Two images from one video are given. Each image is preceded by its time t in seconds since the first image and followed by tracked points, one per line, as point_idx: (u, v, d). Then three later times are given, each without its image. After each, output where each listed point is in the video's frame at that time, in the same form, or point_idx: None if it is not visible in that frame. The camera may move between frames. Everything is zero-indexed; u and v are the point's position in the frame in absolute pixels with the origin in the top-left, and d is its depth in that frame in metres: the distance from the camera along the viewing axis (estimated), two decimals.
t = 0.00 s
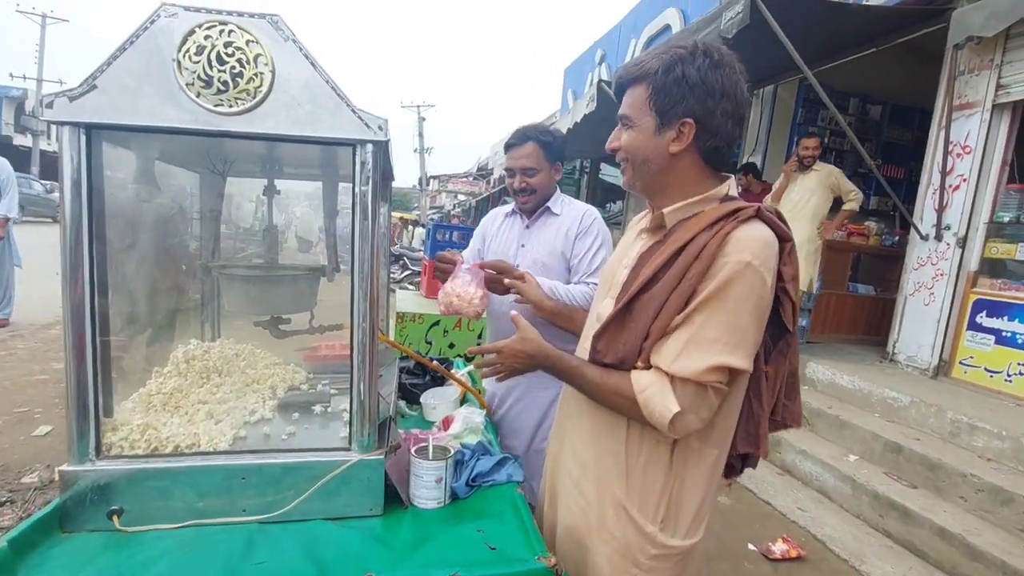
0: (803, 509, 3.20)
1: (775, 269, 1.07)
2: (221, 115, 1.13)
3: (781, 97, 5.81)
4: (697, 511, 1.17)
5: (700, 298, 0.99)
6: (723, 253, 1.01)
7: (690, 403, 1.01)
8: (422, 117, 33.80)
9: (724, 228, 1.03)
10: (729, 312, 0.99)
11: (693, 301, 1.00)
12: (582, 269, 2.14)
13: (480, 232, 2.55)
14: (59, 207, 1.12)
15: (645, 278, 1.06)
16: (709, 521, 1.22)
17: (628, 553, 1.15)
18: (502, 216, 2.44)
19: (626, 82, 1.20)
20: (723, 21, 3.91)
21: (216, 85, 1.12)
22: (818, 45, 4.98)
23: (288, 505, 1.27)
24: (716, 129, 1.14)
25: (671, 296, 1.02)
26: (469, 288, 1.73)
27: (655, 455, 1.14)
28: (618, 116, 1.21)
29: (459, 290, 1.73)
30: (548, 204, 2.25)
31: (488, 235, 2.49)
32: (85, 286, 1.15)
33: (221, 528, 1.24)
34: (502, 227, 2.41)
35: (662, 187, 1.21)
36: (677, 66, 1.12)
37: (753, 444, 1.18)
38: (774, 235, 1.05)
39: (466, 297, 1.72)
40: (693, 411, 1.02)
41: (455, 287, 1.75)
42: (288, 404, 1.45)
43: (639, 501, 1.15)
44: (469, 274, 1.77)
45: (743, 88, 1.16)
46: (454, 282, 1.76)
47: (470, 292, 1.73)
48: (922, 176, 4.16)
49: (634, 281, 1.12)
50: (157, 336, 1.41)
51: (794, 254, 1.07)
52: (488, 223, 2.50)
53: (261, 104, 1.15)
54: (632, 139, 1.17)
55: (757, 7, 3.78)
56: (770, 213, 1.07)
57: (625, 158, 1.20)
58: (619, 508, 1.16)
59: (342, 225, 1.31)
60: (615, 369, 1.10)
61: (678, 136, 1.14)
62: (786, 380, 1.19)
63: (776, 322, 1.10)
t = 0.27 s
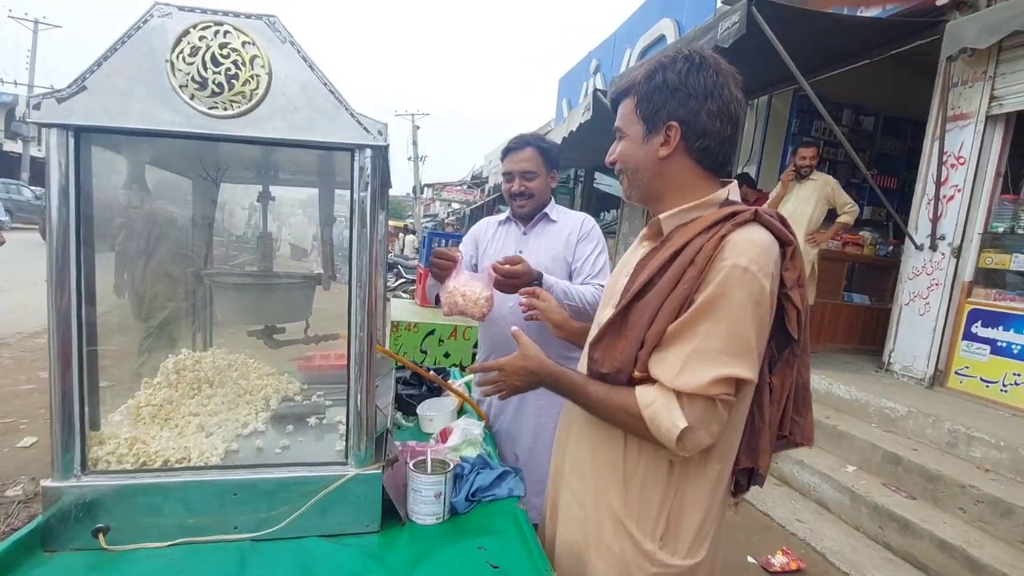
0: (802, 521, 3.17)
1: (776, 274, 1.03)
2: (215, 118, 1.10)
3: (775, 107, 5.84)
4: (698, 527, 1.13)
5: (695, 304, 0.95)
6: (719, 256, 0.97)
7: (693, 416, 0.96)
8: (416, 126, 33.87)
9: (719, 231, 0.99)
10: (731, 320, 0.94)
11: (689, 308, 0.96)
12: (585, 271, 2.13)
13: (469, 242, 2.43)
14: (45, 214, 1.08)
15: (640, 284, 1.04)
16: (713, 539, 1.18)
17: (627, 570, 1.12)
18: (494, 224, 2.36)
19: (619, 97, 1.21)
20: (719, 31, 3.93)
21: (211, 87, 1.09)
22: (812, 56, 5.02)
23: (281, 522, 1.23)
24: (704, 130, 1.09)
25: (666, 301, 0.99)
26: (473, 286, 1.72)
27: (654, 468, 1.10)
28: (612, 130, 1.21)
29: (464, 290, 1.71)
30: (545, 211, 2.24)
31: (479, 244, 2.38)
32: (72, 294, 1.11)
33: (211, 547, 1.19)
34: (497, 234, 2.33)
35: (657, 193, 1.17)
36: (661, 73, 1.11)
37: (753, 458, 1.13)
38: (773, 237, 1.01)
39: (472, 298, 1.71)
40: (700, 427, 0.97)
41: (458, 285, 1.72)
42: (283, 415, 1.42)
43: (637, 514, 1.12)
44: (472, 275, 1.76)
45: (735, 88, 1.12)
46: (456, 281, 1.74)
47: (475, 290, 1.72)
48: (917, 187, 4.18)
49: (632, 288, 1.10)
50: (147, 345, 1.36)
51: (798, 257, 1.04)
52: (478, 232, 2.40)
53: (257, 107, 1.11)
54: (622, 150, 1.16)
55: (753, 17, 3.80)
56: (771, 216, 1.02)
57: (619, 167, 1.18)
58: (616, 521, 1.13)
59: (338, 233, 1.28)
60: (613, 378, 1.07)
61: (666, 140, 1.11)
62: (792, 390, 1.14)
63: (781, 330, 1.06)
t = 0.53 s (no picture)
0: (802, 523, 3.16)
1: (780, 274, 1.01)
2: (213, 119, 1.08)
3: (770, 110, 5.86)
4: (702, 531, 1.11)
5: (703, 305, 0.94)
6: (722, 256, 0.95)
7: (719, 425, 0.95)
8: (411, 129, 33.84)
9: (721, 231, 0.98)
10: (741, 321, 0.92)
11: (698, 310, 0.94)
12: (582, 270, 2.13)
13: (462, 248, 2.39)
14: (39, 217, 1.06)
15: (642, 284, 1.02)
16: (718, 544, 1.16)
17: None
18: (488, 228, 2.34)
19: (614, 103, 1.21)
20: (715, 34, 3.93)
21: (208, 87, 1.07)
22: (807, 58, 5.03)
23: (279, 530, 1.20)
24: (703, 127, 1.08)
25: (669, 301, 0.97)
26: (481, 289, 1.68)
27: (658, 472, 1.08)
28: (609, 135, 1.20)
29: (470, 290, 1.68)
30: (539, 213, 2.23)
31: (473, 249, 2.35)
32: (65, 298, 1.09)
33: (209, 556, 1.17)
34: (491, 238, 2.31)
35: (659, 195, 1.16)
36: (654, 75, 1.11)
37: (758, 461, 1.12)
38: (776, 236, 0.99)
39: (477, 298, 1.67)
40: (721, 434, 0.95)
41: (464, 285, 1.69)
42: (281, 421, 1.40)
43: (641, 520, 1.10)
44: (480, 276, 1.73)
45: (730, 86, 1.11)
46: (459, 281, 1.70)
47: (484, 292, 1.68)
48: (912, 189, 4.20)
49: (632, 289, 1.08)
50: (142, 350, 1.34)
51: (801, 256, 1.03)
52: (472, 237, 2.36)
53: (255, 107, 1.10)
54: (621, 153, 1.15)
55: (750, 19, 3.80)
56: (774, 215, 1.00)
57: (618, 174, 1.18)
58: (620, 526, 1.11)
59: (336, 236, 1.26)
60: (613, 379, 1.04)
61: (665, 141, 1.10)
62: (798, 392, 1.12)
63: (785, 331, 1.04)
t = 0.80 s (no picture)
0: (802, 525, 3.16)
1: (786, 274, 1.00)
2: (217, 118, 1.08)
3: (770, 111, 5.86)
4: (716, 532, 1.11)
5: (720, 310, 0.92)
6: (731, 257, 0.94)
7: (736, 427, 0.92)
8: (410, 129, 33.83)
9: (727, 233, 0.97)
10: (757, 323, 0.91)
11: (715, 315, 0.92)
12: (581, 267, 2.14)
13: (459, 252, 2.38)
14: (40, 217, 1.05)
15: (649, 290, 0.98)
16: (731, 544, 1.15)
17: None
18: (484, 231, 2.34)
19: (603, 111, 1.20)
20: (715, 35, 3.93)
21: (211, 86, 1.07)
22: (806, 60, 5.03)
23: (282, 532, 1.20)
24: (699, 126, 1.08)
25: (679, 305, 0.94)
26: (491, 270, 1.69)
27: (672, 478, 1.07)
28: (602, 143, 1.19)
29: (481, 276, 1.69)
30: (534, 214, 2.21)
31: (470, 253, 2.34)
32: (66, 298, 1.08)
33: (211, 557, 1.16)
34: (488, 241, 2.30)
35: (661, 198, 1.15)
36: (643, 80, 1.10)
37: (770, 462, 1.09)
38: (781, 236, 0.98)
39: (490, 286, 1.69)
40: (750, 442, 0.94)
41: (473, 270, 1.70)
42: (283, 422, 1.39)
43: (655, 525, 1.09)
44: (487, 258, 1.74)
45: (718, 84, 1.11)
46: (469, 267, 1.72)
47: (493, 272, 1.69)
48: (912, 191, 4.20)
49: (637, 296, 1.05)
50: (143, 351, 1.33)
51: (806, 255, 1.00)
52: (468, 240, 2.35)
53: (258, 107, 1.09)
54: (618, 159, 1.14)
55: (750, 20, 3.80)
56: (776, 214, 0.99)
57: (616, 180, 1.17)
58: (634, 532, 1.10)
59: (339, 237, 1.25)
60: (623, 388, 0.99)
61: (662, 143, 1.09)
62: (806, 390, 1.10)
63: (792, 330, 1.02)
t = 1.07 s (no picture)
0: (801, 524, 3.16)
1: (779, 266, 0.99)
2: (217, 117, 1.08)
3: (769, 111, 5.86)
4: (722, 526, 1.08)
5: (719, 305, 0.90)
6: (725, 252, 0.93)
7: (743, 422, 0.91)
8: (409, 129, 33.82)
9: (719, 228, 0.96)
10: (756, 316, 0.90)
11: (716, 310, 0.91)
12: (577, 266, 2.14)
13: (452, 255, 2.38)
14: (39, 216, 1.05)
15: (645, 290, 0.96)
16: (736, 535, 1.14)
17: None
18: (478, 232, 2.34)
19: (585, 115, 1.21)
20: (713, 35, 3.93)
21: (210, 85, 1.07)
22: (805, 60, 5.04)
23: (281, 531, 1.20)
24: (681, 124, 1.08)
25: (677, 304, 0.93)
26: (484, 274, 1.67)
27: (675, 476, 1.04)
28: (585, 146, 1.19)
29: (474, 278, 1.65)
30: (529, 212, 2.21)
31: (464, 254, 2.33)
32: (65, 297, 1.08)
33: (210, 556, 1.16)
34: (482, 242, 2.30)
35: (649, 197, 1.14)
36: (624, 81, 1.11)
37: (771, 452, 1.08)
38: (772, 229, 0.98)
39: (482, 289, 1.65)
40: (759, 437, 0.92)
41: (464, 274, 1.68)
42: (282, 421, 1.39)
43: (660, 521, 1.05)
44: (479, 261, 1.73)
45: (696, 83, 1.13)
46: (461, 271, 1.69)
47: (486, 276, 1.66)
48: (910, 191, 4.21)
49: (631, 299, 1.03)
50: (141, 349, 1.32)
51: (795, 246, 1.00)
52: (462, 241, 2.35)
53: (258, 105, 1.09)
54: (604, 160, 1.13)
55: (749, 20, 3.80)
56: (765, 208, 1.00)
57: (601, 183, 1.16)
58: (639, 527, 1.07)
59: (338, 236, 1.25)
60: (627, 390, 0.97)
61: (647, 142, 1.09)
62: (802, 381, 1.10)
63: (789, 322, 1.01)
